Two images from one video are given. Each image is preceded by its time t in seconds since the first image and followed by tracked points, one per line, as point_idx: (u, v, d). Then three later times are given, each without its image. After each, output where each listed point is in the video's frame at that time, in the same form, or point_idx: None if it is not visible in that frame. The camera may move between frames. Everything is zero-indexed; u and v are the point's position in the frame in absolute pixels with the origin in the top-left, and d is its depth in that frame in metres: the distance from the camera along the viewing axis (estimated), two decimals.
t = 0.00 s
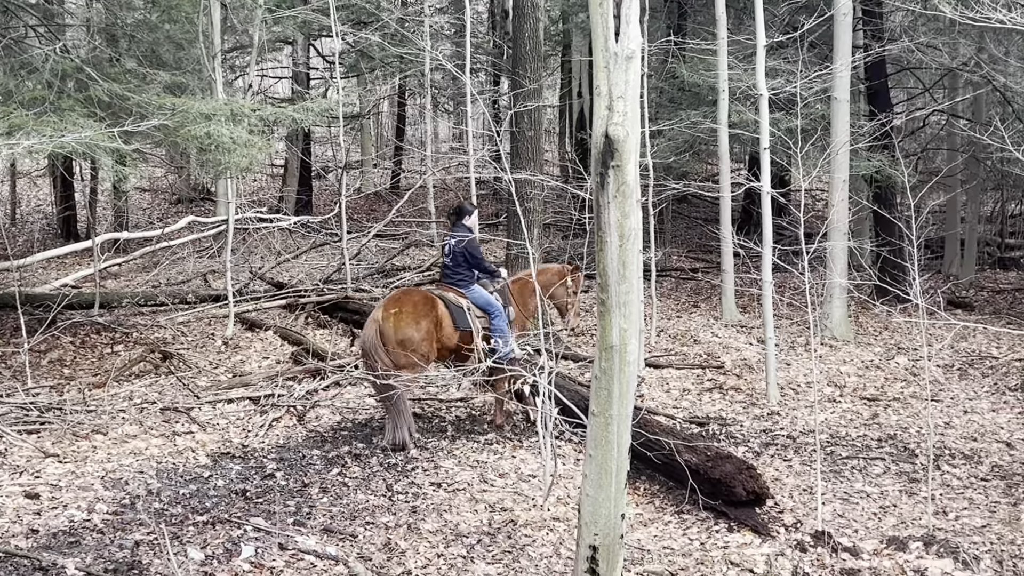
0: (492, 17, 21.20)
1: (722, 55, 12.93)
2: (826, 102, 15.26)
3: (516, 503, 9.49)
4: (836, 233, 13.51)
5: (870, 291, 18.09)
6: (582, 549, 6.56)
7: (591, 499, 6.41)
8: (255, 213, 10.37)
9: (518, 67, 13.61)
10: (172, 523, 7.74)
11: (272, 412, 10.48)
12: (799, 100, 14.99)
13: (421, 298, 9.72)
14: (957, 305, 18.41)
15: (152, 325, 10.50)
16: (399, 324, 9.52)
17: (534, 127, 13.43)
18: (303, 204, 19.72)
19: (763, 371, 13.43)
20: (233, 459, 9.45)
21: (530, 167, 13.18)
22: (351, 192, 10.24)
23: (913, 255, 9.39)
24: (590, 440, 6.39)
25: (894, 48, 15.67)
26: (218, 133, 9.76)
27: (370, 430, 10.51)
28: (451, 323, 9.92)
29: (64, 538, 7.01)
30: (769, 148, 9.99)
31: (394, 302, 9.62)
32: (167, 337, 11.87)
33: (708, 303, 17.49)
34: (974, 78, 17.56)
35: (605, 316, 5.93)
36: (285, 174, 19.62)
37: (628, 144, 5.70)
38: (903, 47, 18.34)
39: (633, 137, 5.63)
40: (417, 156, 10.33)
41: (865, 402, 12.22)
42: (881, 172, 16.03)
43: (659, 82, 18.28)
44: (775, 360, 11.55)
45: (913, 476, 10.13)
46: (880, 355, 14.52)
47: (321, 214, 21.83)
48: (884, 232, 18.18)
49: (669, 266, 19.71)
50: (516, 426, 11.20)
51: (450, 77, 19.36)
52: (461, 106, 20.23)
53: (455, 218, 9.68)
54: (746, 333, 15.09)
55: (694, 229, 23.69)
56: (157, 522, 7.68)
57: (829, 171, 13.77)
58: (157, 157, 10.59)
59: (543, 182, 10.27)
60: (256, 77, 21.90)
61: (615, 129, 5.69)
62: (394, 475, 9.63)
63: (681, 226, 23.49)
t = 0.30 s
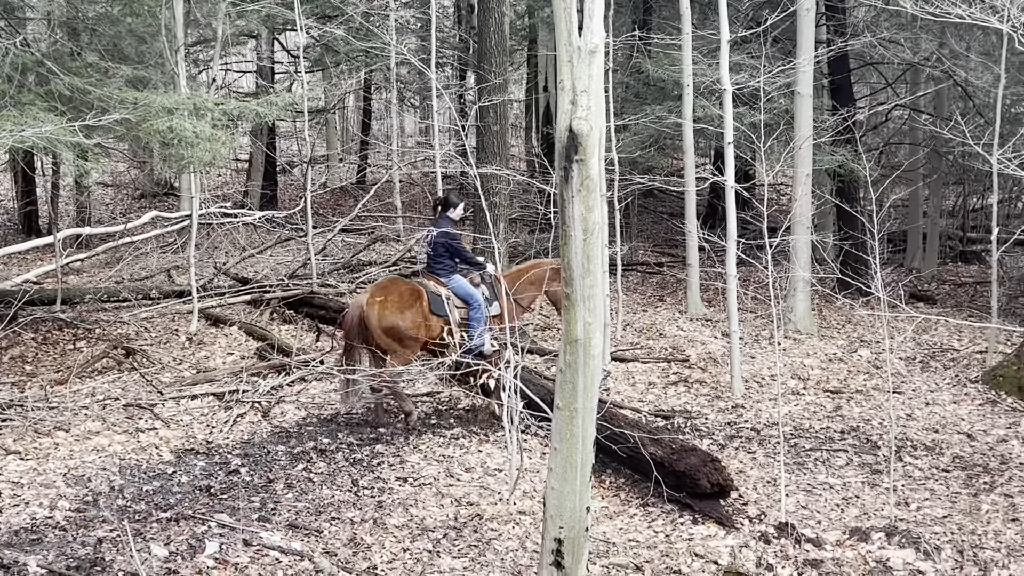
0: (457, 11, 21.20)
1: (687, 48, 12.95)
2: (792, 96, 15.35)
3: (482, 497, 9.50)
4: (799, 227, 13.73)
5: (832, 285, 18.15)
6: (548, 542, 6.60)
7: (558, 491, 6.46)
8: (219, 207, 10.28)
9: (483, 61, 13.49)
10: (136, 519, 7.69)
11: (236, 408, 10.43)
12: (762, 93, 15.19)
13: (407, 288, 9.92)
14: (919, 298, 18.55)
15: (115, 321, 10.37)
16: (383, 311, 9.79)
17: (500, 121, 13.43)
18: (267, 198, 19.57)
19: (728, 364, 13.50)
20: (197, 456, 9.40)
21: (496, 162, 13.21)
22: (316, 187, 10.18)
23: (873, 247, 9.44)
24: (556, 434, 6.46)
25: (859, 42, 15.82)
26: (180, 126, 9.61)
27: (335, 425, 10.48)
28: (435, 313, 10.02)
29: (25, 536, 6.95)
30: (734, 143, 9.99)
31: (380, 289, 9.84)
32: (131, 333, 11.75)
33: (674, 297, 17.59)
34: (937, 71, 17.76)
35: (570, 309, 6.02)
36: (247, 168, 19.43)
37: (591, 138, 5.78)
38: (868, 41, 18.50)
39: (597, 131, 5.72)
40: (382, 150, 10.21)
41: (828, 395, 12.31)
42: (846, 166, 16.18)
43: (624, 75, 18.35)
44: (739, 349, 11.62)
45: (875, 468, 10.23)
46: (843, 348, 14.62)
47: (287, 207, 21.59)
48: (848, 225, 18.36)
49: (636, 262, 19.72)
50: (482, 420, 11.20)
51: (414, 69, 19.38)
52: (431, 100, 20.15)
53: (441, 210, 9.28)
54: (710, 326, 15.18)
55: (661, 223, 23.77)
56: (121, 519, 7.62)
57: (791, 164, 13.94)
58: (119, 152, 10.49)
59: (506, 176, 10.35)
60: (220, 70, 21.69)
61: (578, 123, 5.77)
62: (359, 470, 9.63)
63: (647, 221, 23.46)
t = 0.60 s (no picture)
0: None
1: (667, 14, 11.89)
2: (780, 68, 14.34)
3: (439, 516, 8.46)
4: (793, 212, 12.72)
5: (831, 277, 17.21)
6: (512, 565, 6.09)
7: (522, 508, 5.97)
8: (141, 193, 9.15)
9: (438, 25, 12.21)
10: (45, 544, 6.64)
11: (161, 417, 9.29)
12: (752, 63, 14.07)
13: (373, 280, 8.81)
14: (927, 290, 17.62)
15: (21, 319, 9.16)
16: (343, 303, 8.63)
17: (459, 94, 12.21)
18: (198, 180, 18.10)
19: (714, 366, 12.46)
20: (117, 471, 8.26)
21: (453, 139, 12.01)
22: (251, 169, 9.06)
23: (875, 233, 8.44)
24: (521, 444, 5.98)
25: (855, 8, 14.77)
26: (95, 99, 8.28)
27: (275, 435, 9.36)
28: (404, 311, 8.95)
29: None
30: (719, 118, 8.95)
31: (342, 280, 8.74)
32: (39, 333, 10.48)
33: (654, 291, 16.52)
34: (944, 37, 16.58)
35: (536, 305, 5.54)
36: (174, 148, 17.81)
37: (558, 112, 5.29)
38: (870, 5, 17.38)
39: (563, 105, 5.24)
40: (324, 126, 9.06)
41: (825, 399, 11.32)
42: (842, 144, 15.13)
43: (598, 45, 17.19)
44: (727, 351, 10.62)
45: (876, 479, 9.27)
46: (842, 346, 13.64)
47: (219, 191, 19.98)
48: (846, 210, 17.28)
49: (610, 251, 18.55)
50: (440, 428, 10.14)
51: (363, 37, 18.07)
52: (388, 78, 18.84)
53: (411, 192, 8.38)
54: (695, 323, 14.14)
55: (638, 209, 22.63)
56: (27, 544, 6.56)
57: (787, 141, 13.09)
58: (26, 129, 9.27)
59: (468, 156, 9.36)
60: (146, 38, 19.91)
61: (544, 95, 5.29)
62: (301, 486, 8.55)
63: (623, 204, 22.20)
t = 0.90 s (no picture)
0: None
1: None
2: (759, 42, 13.67)
3: (393, 526, 7.80)
4: (773, 197, 12.14)
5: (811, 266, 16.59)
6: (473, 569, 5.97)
7: (483, 512, 5.84)
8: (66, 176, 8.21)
9: None
10: None
11: (91, 420, 8.54)
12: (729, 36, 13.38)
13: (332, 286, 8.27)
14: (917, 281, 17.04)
15: None
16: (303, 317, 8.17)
17: (411, 69, 12.48)
18: (127, 164, 16.96)
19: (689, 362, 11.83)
20: (39, 480, 7.54)
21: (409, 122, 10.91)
22: (187, 151, 8.31)
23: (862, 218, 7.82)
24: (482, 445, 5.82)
25: None
26: (13, 75, 7.41)
27: (214, 440, 8.65)
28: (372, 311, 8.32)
29: None
30: (694, 94, 8.28)
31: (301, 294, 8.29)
32: None
33: (624, 283, 15.89)
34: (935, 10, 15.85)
35: (497, 297, 5.37)
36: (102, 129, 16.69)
37: (519, 90, 5.11)
38: None
39: (524, 83, 5.05)
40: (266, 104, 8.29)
41: (808, 398, 10.71)
42: (826, 123, 14.49)
43: (563, 15, 16.42)
44: (702, 345, 10.00)
45: (863, 483, 8.68)
46: (826, 341, 13.05)
47: (149, 175, 18.90)
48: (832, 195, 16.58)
49: (577, 238, 17.74)
50: (395, 430, 9.46)
51: (310, 10, 17.12)
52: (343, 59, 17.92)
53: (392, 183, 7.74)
54: (667, 317, 13.54)
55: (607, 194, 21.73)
56: None
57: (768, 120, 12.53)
58: None
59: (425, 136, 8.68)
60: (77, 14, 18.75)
61: (503, 73, 5.09)
62: (242, 495, 7.87)
63: (591, 189, 21.30)
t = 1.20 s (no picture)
0: None
1: None
2: (719, 35, 13.81)
3: (356, 519, 7.79)
4: (734, 188, 12.32)
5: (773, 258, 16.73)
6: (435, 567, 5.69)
7: (445, 508, 5.57)
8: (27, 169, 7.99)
9: None
10: None
11: (50, 416, 8.49)
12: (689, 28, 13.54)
13: (302, 275, 8.27)
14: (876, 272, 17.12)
15: None
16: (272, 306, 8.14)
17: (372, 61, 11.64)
18: (86, 158, 16.83)
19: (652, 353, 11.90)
20: None
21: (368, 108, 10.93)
22: (148, 144, 8.25)
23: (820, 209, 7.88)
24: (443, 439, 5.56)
25: None
26: None
27: (175, 435, 8.63)
28: (341, 303, 8.28)
29: None
30: (656, 87, 8.30)
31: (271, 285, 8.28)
32: None
33: (587, 274, 16.00)
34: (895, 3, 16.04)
35: (457, 290, 5.11)
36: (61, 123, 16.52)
37: (480, 80, 4.86)
38: None
39: (485, 73, 4.81)
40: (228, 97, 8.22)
41: (769, 388, 10.77)
42: (786, 115, 14.69)
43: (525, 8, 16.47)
44: (664, 336, 10.08)
45: (824, 473, 8.75)
46: (787, 332, 13.10)
47: (110, 169, 18.77)
48: (791, 186, 16.87)
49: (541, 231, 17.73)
50: (357, 423, 9.45)
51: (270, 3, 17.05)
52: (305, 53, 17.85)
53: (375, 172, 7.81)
54: (630, 308, 13.62)
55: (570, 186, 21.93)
56: None
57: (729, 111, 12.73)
58: None
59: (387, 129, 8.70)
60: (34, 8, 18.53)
61: (464, 62, 4.84)
62: (204, 490, 7.84)
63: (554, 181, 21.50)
